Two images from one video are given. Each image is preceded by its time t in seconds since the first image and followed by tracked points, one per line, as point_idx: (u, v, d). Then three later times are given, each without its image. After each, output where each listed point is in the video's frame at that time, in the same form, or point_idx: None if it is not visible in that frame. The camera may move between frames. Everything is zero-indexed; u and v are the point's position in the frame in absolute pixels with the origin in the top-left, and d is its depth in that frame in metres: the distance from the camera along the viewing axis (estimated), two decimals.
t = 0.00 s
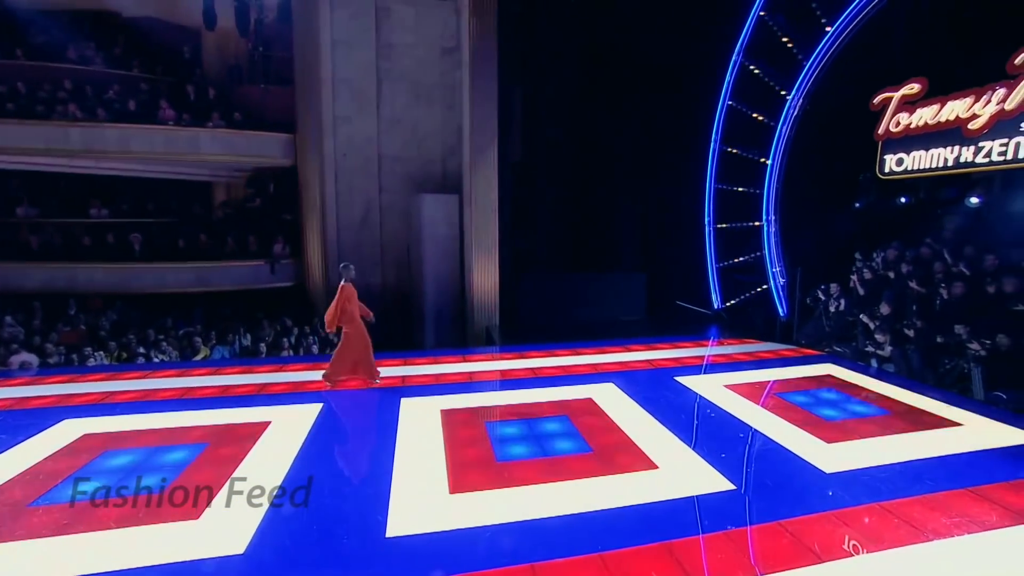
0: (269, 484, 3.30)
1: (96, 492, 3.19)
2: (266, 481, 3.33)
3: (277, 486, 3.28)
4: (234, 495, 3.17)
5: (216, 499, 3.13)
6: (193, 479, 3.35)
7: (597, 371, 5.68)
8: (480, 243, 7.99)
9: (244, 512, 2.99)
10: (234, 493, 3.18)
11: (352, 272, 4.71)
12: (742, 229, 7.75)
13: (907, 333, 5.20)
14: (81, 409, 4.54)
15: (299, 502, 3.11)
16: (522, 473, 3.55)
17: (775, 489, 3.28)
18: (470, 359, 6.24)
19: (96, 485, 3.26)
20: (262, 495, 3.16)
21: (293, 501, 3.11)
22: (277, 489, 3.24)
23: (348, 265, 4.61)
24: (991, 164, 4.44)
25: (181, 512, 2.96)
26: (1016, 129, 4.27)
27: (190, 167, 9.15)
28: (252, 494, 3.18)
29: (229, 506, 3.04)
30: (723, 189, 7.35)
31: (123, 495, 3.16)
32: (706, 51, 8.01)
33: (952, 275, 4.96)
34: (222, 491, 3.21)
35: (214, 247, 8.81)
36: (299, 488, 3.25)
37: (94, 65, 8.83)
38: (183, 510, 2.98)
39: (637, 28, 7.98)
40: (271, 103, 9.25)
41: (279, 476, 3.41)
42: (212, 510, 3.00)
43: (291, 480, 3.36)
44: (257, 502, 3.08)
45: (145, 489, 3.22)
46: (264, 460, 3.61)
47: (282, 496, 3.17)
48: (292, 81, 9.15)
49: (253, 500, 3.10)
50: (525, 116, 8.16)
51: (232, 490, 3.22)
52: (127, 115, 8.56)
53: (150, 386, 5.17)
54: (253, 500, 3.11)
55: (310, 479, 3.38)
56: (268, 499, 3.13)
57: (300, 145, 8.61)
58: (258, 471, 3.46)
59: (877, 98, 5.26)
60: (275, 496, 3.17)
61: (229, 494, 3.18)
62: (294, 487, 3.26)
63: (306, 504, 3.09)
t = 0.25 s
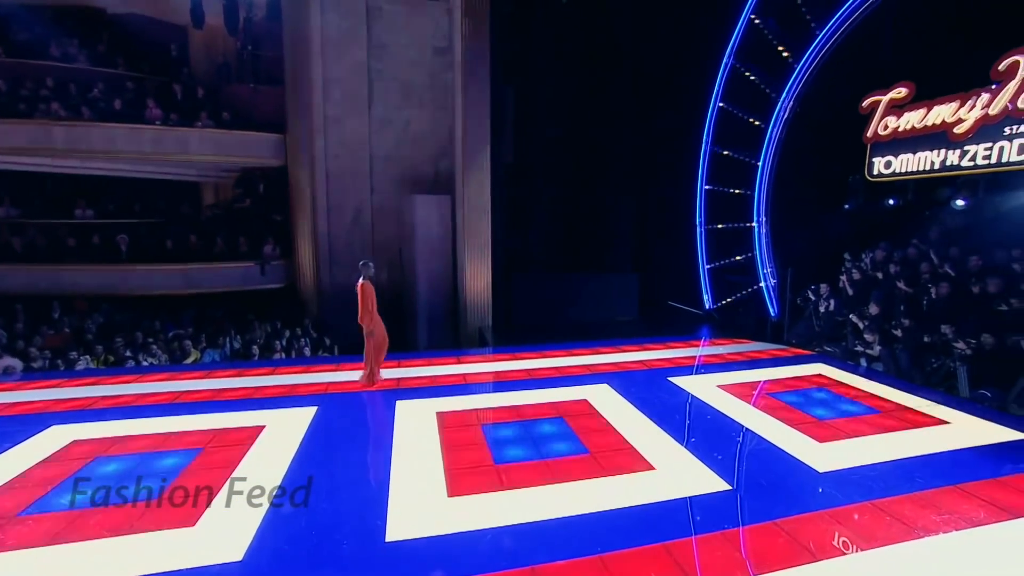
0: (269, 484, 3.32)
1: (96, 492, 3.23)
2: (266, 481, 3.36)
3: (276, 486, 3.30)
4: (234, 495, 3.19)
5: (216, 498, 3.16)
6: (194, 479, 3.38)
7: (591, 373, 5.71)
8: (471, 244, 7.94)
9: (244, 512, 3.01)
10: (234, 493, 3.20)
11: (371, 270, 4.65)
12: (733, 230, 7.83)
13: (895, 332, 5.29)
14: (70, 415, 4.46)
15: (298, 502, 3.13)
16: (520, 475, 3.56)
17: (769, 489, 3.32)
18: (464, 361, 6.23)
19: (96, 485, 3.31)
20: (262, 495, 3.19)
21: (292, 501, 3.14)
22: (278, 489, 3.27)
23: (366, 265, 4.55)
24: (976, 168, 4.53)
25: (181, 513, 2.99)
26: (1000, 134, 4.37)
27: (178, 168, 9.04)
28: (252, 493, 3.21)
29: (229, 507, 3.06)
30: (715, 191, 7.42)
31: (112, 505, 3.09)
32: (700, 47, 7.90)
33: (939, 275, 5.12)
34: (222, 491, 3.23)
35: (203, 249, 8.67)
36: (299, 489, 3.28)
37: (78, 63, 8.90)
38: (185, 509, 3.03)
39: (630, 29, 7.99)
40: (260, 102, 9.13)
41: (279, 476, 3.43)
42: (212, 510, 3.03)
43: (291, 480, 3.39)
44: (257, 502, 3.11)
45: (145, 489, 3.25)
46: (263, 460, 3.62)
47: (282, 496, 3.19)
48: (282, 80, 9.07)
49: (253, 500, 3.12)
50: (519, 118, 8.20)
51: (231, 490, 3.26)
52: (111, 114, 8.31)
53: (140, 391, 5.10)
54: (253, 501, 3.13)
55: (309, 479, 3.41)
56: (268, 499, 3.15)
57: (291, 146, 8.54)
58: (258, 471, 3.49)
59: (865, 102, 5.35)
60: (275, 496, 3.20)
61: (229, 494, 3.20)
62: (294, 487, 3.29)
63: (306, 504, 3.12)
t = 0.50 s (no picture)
0: (269, 484, 3.35)
1: (96, 492, 3.23)
2: (265, 481, 3.39)
3: (277, 486, 3.33)
4: (234, 495, 3.22)
5: (216, 498, 3.18)
6: (194, 479, 3.40)
7: (587, 373, 5.72)
8: (465, 244, 7.91)
9: (245, 512, 3.04)
10: (234, 493, 3.23)
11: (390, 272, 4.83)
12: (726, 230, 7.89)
13: (886, 331, 5.39)
14: (59, 419, 4.37)
15: (299, 502, 3.16)
16: (519, 476, 3.57)
17: (766, 489, 3.34)
18: (460, 362, 6.21)
19: (96, 485, 3.31)
20: (262, 495, 3.22)
21: (292, 501, 3.17)
22: (278, 489, 3.29)
23: (384, 267, 4.74)
24: (964, 170, 4.60)
25: (190, 509, 3.07)
26: (988, 136, 4.44)
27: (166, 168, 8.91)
28: (252, 494, 3.23)
29: (229, 506, 3.10)
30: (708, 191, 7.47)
31: (102, 512, 3.03)
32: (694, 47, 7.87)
33: (928, 275, 5.15)
34: (222, 491, 3.26)
35: (193, 249, 8.54)
36: (299, 489, 3.31)
37: (62, 59, 8.62)
38: (185, 511, 3.04)
39: (624, 30, 7.98)
40: (251, 101, 9.04)
41: (279, 476, 3.46)
42: (212, 510, 3.06)
43: (291, 480, 3.41)
44: (257, 502, 3.14)
45: (146, 489, 3.26)
46: (263, 459, 3.66)
47: (282, 496, 3.22)
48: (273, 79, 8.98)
49: (253, 500, 3.16)
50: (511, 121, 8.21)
51: (232, 490, 3.28)
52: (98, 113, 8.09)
53: (130, 395, 5.01)
54: (253, 500, 3.17)
55: (310, 479, 3.43)
56: (268, 499, 3.18)
57: (283, 145, 8.47)
58: (259, 471, 3.51)
59: (857, 104, 5.42)
60: (275, 496, 3.22)
61: (229, 494, 3.23)
62: (294, 487, 3.32)
63: (306, 504, 3.15)
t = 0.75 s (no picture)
0: (270, 484, 3.36)
1: (96, 492, 3.26)
2: (265, 481, 3.40)
3: (277, 486, 3.34)
4: (234, 495, 3.23)
5: (216, 498, 3.19)
6: (194, 480, 3.41)
7: (581, 373, 5.73)
8: (457, 244, 7.86)
9: (244, 512, 3.05)
10: (234, 493, 3.24)
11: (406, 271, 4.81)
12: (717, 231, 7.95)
13: (875, 329, 5.43)
14: (44, 425, 4.27)
15: (299, 502, 3.17)
16: (517, 479, 3.56)
17: (764, 488, 3.37)
18: (453, 363, 6.19)
19: (96, 485, 3.33)
20: (262, 495, 3.23)
21: (293, 501, 3.18)
22: (280, 489, 3.31)
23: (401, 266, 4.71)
24: (952, 172, 4.68)
25: (191, 509, 3.09)
26: (975, 139, 4.52)
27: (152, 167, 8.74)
28: (252, 493, 3.24)
29: (229, 506, 3.10)
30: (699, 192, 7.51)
31: (91, 522, 2.96)
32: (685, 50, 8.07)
33: (916, 275, 5.23)
34: (223, 491, 3.28)
35: (180, 250, 8.41)
36: (299, 489, 3.31)
37: (42, 56, 8.37)
38: (187, 510, 3.06)
39: (614, 31, 8.03)
40: (239, 100, 8.87)
41: (279, 476, 3.48)
42: (212, 510, 3.07)
43: (291, 480, 3.42)
44: (257, 502, 3.15)
45: (145, 490, 3.27)
46: (262, 460, 3.68)
47: (282, 496, 3.23)
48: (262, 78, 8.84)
49: (253, 500, 3.17)
50: (505, 123, 8.18)
51: (232, 490, 3.29)
52: (79, 111, 7.97)
53: (117, 399, 4.91)
54: (253, 501, 3.17)
55: (310, 479, 3.45)
56: (268, 499, 3.19)
57: (272, 145, 8.37)
58: (259, 471, 3.53)
59: (846, 107, 5.50)
60: (275, 496, 3.23)
61: (229, 494, 3.24)
62: (295, 487, 3.33)
63: (306, 504, 3.15)
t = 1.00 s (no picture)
0: (270, 484, 3.35)
1: (96, 492, 3.24)
2: (265, 481, 3.39)
3: (276, 486, 3.32)
4: (234, 495, 3.22)
5: (217, 497, 3.19)
6: (194, 480, 3.40)
7: (574, 373, 5.74)
8: (450, 244, 7.80)
9: (244, 512, 3.04)
10: (234, 493, 3.22)
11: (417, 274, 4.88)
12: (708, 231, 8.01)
13: (864, 327, 5.51)
14: (26, 431, 4.15)
15: (298, 502, 3.16)
16: (514, 480, 3.54)
17: (761, 487, 3.39)
18: (446, 364, 6.16)
19: (96, 485, 3.32)
20: (262, 495, 3.22)
21: (293, 501, 3.17)
22: (280, 489, 3.29)
23: (412, 269, 4.80)
24: (940, 172, 4.76)
25: (190, 508, 3.08)
26: (962, 140, 4.59)
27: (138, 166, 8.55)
28: (252, 493, 3.23)
29: (230, 506, 3.09)
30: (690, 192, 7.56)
31: (77, 530, 2.88)
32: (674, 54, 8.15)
33: (905, 274, 5.29)
34: (222, 491, 3.25)
35: (167, 251, 8.27)
36: (299, 489, 3.31)
37: (20, 52, 7.81)
38: (187, 510, 3.05)
39: (604, 30, 8.06)
40: (227, 99, 8.73)
41: (279, 476, 3.47)
42: (208, 510, 3.06)
43: (291, 480, 3.42)
44: (256, 502, 3.14)
45: (145, 490, 3.26)
46: (261, 459, 3.68)
47: (282, 496, 3.22)
48: (251, 77, 8.72)
49: (254, 500, 3.16)
50: (495, 123, 8.15)
51: (232, 489, 3.27)
52: (60, 108, 7.75)
53: (102, 404, 4.79)
54: (253, 501, 3.16)
55: (309, 479, 3.45)
56: (267, 499, 3.18)
57: (261, 144, 8.26)
58: (259, 472, 3.52)
59: (837, 107, 5.58)
60: (275, 496, 3.22)
61: (229, 494, 3.21)
62: (295, 487, 3.32)
63: (306, 504, 3.15)
